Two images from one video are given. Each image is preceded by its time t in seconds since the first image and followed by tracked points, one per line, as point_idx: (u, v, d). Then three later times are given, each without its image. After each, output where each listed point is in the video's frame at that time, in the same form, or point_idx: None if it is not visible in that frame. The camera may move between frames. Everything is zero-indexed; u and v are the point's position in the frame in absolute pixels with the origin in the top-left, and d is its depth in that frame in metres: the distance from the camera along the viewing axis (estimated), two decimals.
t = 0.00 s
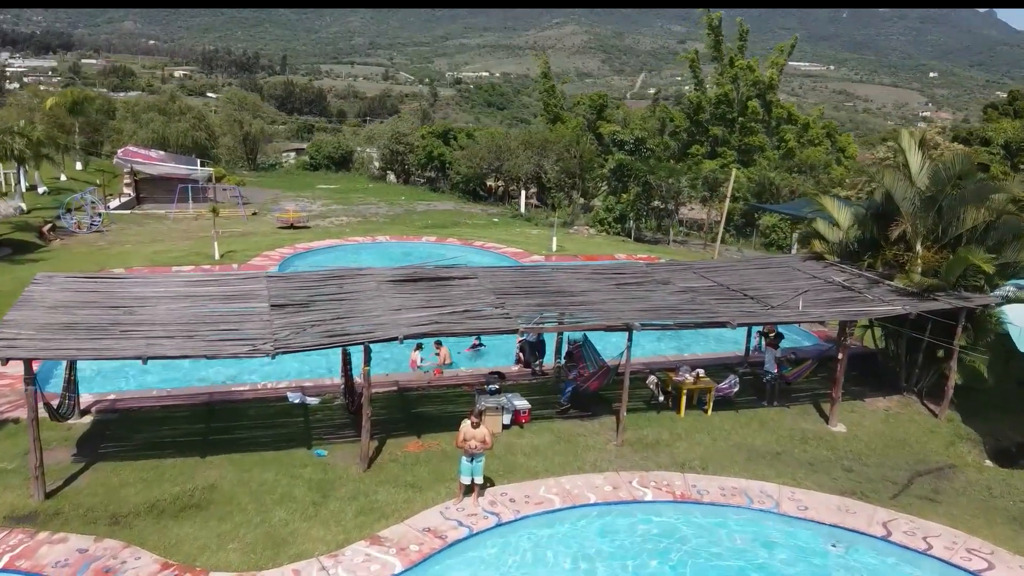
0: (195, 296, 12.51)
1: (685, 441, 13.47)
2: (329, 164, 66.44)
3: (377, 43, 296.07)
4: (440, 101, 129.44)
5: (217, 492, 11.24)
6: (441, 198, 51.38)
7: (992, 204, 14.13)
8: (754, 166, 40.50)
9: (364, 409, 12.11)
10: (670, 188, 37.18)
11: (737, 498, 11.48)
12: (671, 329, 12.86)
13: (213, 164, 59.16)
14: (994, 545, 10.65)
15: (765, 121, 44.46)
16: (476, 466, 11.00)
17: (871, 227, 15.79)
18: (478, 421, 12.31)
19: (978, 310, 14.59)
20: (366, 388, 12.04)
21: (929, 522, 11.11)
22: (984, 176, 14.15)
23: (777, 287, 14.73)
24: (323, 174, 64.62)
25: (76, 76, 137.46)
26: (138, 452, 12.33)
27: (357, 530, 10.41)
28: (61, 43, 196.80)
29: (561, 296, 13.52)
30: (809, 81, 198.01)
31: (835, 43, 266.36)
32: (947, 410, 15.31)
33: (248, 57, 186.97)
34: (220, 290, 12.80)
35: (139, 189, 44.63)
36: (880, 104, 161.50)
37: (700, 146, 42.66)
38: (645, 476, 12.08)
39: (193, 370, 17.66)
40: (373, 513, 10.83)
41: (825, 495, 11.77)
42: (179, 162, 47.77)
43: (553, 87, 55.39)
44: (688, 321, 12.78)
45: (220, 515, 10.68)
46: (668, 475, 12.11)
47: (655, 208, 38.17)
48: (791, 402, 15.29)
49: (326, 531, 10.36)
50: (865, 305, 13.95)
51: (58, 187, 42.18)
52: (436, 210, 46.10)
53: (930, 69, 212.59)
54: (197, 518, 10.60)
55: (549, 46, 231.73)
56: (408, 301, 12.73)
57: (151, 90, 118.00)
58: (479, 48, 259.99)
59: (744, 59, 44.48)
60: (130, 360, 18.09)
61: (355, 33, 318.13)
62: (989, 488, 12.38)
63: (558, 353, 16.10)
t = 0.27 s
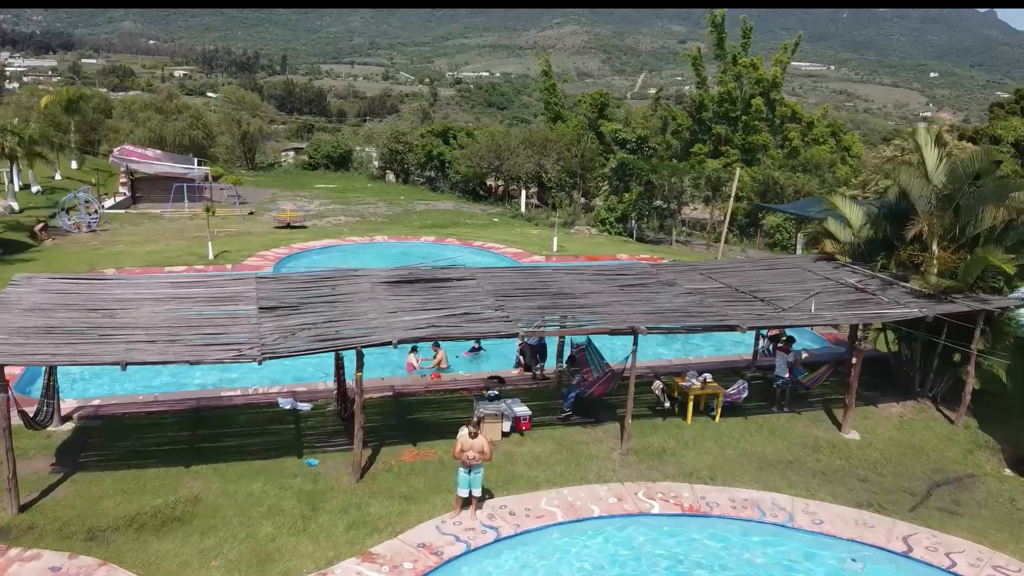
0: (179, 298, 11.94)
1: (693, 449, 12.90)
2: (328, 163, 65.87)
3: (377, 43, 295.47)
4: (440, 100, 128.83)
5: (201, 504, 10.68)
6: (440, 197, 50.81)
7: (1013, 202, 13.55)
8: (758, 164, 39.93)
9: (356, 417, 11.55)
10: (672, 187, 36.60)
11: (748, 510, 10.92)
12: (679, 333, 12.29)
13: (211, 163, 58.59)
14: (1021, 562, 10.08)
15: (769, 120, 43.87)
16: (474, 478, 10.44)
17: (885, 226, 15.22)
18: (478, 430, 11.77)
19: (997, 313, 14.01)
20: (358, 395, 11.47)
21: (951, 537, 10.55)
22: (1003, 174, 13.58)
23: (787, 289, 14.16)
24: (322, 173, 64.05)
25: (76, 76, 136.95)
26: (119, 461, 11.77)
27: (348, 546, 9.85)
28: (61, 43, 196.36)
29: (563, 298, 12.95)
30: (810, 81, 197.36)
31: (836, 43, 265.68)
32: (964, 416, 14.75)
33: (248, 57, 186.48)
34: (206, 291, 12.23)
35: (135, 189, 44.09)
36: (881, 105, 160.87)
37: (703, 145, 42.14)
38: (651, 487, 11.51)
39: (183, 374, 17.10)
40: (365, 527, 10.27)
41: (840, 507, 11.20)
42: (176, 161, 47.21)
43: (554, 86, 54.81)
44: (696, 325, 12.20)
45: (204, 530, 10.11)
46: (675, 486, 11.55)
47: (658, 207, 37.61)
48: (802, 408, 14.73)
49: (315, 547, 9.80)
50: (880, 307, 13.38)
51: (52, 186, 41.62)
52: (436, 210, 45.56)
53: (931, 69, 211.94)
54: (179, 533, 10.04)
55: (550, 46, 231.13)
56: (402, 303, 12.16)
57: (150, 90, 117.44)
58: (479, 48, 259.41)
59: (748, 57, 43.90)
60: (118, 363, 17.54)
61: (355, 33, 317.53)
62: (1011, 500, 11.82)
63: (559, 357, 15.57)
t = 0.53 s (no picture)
0: (161, 294, 11.33)
1: (701, 454, 12.31)
2: (327, 161, 65.26)
3: (378, 43, 294.59)
4: (440, 100, 128.20)
5: (182, 512, 10.08)
6: (440, 195, 50.22)
7: None
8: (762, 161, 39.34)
9: (348, 420, 10.95)
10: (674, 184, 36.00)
11: (762, 519, 10.33)
12: (687, 332, 11.68)
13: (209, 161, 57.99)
14: None
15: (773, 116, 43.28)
16: (472, 486, 9.84)
17: (899, 221, 14.62)
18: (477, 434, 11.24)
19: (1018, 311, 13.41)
20: (349, 397, 10.87)
21: (977, 548, 9.96)
22: None
23: (799, 286, 13.56)
24: (321, 171, 63.48)
25: (75, 75, 136.40)
26: (98, 466, 11.16)
27: (337, 557, 9.25)
28: (61, 42, 195.91)
29: (566, 295, 12.34)
30: (811, 80, 196.78)
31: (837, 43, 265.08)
32: (981, 418, 14.19)
33: (247, 57, 185.90)
34: (190, 288, 11.62)
35: (130, 186, 43.47)
36: (882, 104, 160.21)
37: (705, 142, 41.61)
38: (658, 494, 10.91)
39: (171, 375, 16.52)
40: (356, 537, 9.67)
41: (858, 516, 10.59)
42: (172, 158, 46.61)
43: (555, 82, 54.22)
44: (705, 323, 11.60)
45: (183, 540, 9.50)
46: (684, 493, 10.96)
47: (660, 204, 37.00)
48: (814, 410, 14.14)
49: (302, 559, 9.20)
50: (897, 305, 12.77)
51: (46, 184, 41.01)
52: (435, 207, 44.95)
53: (932, 68, 211.33)
54: (158, 543, 9.44)
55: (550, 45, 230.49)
56: (397, 300, 11.56)
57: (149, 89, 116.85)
58: (480, 47, 258.84)
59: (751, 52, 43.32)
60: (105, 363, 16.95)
61: (355, 33, 317.02)
62: None
63: (561, 357, 14.99)
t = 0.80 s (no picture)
0: (140, 291, 10.73)
1: (710, 459, 11.72)
2: (325, 160, 64.68)
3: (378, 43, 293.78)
4: (439, 99, 127.57)
5: (161, 523, 9.47)
6: (439, 194, 49.62)
7: None
8: (766, 158, 38.75)
9: (338, 423, 10.35)
10: (677, 182, 35.39)
11: (777, 530, 9.73)
12: (696, 331, 11.08)
13: (206, 159, 57.39)
14: None
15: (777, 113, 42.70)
16: (470, 495, 9.23)
17: (916, 215, 14.02)
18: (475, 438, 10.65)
19: None
20: (340, 400, 10.27)
21: (1006, 561, 9.36)
22: None
23: (812, 283, 12.95)
24: (319, 170, 62.87)
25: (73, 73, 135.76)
26: (75, 473, 10.57)
27: (325, 571, 8.66)
28: (60, 41, 195.26)
29: (568, 291, 11.75)
30: (811, 80, 196.10)
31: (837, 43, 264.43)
32: (1001, 421, 13.62)
33: (247, 56, 185.35)
34: (172, 284, 11.03)
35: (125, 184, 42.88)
36: (883, 104, 159.70)
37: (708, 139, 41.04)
38: (666, 503, 10.31)
39: (157, 375, 15.94)
40: (346, 549, 9.08)
41: (879, 525, 10.00)
42: (167, 155, 46.01)
43: (555, 79, 53.62)
44: (715, 322, 11.01)
45: (161, 553, 8.90)
46: (693, 501, 10.36)
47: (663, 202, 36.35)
48: (827, 413, 13.56)
49: (287, 573, 8.60)
50: (916, 303, 12.18)
51: (39, 181, 40.41)
52: (433, 205, 44.38)
53: (933, 68, 210.69)
54: (134, 556, 8.84)
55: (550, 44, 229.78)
56: (390, 297, 10.96)
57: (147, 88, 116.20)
58: (479, 47, 258.19)
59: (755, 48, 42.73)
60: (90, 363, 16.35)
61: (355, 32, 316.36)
62: None
63: (563, 357, 14.39)
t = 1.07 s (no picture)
0: (120, 284, 10.22)
1: (718, 460, 11.23)
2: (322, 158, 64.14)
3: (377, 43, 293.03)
4: (438, 99, 127.00)
5: (140, 528, 8.97)
6: (437, 192, 49.09)
7: None
8: (768, 155, 38.28)
9: (328, 423, 9.86)
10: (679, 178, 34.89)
11: (790, 535, 9.25)
12: (703, 327, 10.59)
13: (202, 157, 56.83)
14: None
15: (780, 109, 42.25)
16: (467, 499, 8.73)
17: (930, 208, 13.54)
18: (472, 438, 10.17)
19: None
20: (329, 398, 9.77)
21: None
22: None
23: (823, 277, 12.47)
24: (317, 168, 62.31)
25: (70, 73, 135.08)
26: (51, 475, 10.06)
27: None
28: (58, 41, 194.55)
29: (569, 286, 11.26)
30: (811, 79, 195.62)
31: (837, 42, 264.01)
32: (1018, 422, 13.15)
33: (245, 56, 184.68)
34: (154, 277, 10.52)
35: (120, 181, 42.29)
36: (882, 105, 159.35)
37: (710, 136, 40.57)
38: (673, 506, 9.82)
39: (145, 373, 15.44)
40: (335, 555, 8.58)
41: (896, 530, 9.51)
42: (162, 152, 45.48)
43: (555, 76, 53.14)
44: (723, 317, 10.52)
45: (138, 560, 8.40)
46: (701, 504, 9.88)
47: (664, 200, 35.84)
48: (838, 413, 13.08)
49: None
50: (931, 298, 11.69)
51: (32, 178, 39.85)
52: (431, 203, 43.86)
53: (932, 68, 210.31)
54: (110, 563, 8.34)
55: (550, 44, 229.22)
56: (382, 290, 10.47)
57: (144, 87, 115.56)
58: (478, 47, 257.64)
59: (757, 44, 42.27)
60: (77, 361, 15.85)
61: (353, 32, 315.65)
62: None
63: (563, 354, 13.90)
